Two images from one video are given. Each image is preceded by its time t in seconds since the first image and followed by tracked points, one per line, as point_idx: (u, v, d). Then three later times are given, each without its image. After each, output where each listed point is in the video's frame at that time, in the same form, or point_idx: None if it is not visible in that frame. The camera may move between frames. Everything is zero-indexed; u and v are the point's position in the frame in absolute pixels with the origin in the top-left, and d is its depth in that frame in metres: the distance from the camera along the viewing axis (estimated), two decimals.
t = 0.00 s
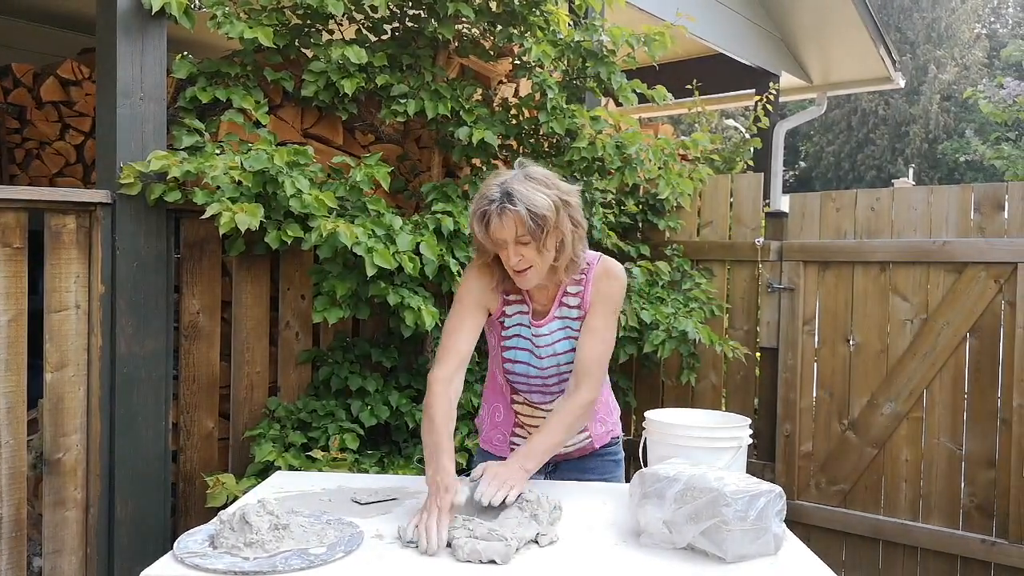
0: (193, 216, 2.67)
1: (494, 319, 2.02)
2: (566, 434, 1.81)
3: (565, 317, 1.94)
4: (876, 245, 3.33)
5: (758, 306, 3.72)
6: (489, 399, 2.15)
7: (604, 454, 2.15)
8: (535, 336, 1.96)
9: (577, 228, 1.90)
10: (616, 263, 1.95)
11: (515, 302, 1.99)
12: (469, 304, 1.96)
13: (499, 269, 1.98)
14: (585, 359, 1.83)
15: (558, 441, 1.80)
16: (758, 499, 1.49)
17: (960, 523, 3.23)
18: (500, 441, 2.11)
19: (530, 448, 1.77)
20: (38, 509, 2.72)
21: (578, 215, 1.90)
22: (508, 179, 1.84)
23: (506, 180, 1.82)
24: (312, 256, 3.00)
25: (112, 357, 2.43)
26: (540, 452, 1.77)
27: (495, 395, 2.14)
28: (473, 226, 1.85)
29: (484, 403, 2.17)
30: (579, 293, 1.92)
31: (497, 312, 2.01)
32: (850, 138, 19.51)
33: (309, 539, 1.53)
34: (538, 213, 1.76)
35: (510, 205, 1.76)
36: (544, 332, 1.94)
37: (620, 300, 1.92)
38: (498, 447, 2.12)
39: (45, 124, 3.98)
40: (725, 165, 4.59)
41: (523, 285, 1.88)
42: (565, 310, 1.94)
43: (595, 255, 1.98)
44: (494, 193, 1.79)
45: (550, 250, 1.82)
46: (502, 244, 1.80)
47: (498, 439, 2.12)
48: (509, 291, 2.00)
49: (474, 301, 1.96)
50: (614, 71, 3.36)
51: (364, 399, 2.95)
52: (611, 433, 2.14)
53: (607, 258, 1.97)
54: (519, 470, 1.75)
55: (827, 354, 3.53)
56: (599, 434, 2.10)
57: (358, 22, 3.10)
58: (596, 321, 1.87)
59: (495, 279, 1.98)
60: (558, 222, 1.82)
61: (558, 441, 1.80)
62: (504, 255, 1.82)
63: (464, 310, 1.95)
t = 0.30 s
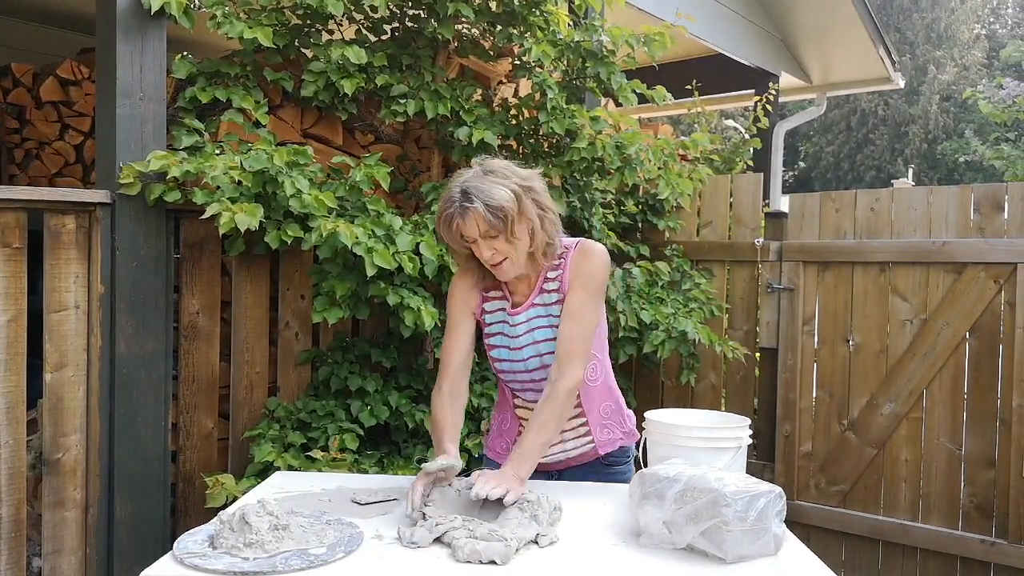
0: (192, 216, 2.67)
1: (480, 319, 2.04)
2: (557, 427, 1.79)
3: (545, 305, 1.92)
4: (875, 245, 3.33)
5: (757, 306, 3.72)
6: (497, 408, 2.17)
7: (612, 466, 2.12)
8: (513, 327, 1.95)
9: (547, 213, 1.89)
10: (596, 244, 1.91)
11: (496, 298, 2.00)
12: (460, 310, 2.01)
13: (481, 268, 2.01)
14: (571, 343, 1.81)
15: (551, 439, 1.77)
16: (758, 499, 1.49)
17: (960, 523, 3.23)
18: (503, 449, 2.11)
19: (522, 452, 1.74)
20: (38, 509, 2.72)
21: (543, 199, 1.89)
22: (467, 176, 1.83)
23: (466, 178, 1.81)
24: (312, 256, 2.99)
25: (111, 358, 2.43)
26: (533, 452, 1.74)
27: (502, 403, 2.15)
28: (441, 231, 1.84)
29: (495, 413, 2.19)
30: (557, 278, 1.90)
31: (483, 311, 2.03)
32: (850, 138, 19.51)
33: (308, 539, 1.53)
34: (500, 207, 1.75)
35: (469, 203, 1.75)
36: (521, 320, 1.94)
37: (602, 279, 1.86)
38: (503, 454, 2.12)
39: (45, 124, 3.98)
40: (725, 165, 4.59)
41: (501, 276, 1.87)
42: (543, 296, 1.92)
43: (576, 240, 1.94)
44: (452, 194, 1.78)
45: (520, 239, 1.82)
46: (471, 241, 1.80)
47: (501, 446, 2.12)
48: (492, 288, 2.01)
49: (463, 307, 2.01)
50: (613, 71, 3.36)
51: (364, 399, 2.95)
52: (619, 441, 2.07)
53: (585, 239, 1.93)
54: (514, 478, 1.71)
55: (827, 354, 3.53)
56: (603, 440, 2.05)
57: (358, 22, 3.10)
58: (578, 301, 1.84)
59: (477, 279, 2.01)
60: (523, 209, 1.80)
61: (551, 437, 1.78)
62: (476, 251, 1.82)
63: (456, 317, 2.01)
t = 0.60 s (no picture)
0: (192, 217, 2.67)
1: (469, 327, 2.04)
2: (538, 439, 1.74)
3: (529, 314, 1.91)
4: (874, 246, 3.33)
5: (756, 306, 3.72)
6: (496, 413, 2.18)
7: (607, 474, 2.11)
8: (497, 335, 1.95)
9: (528, 222, 1.83)
10: (579, 250, 1.87)
11: (482, 307, 1.99)
12: (451, 319, 2.04)
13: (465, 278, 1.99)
14: (554, 353, 1.77)
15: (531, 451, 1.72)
16: (756, 499, 1.49)
17: (959, 523, 3.23)
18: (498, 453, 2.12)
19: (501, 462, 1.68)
20: (37, 509, 2.72)
21: (523, 209, 1.84)
22: (444, 196, 1.79)
23: (443, 198, 1.77)
24: (311, 256, 2.99)
25: (110, 358, 2.43)
26: (511, 467, 1.68)
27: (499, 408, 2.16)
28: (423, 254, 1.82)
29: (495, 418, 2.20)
30: (540, 288, 1.88)
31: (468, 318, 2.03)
32: (848, 139, 19.51)
33: (307, 540, 1.53)
34: (478, 229, 1.71)
35: (446, 228, 1.72)
36: (505, 329, 1.93)
37: (585, 288, 1.83)
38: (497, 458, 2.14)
39: (44, 124, 3.97)
40: (724, 165, 4.59)
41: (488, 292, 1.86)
42: (528, 305, 1.90)
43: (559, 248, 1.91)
44: (430, 217, 1.75)
45: (504, 256, 1.78)
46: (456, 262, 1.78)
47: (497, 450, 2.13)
48: (479, 298, 2.01)
49: (454, 316, 2.03)
50: (612, 72, 3.36)
51: (363, 399, 2.94)
52: (612, 452, 2.06)
53: (568, 245, 1.89)
54: (491, 492, 1.63)
55: (826, 354, 3.53)
56: (595, 451, 2.04)
57: (357, 22, 3.09)
58: (560, 310, 1.79)
59: (464, 288, 2.01)
60: (503, 226, 1.76)
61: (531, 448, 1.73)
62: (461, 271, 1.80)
63: (449, 326, 2.04)
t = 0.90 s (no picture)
0: (190, 217, 2.66)
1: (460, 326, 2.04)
2: (514, 459, 1.70)
3: (512, 324, 1.89)
4: (873, 245, 3.33)
5: (755, 306, 3.72)
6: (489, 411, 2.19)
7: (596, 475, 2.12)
8: (480, 341, 1.95)
9: (518, 229, 1.81)
10: (564, 264, 1.82)
11: (471, 309, 1.99)
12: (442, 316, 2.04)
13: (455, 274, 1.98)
14: (529, 368, 1.74)
15: (508, 471, 1.69)
16: (755, 499, 1.49)
17: (958, 523, 3.23)
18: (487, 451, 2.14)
19: (479, 484, 1.64)
20: (34, 509, 2.72)
21: (514, 213, 1.81)
22: (436, 188, 1.77)
23: (434, 192, 1.75)
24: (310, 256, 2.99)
25: (107, 358, 2.42)
26: (487, 490, 1.64)
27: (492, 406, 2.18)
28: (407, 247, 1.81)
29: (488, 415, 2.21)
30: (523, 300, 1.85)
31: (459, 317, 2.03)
32: (848, 139, 19.52)
33: (305, 540, 1.53)
34: (463, 228, 1.69)
35: (432, 223, 1.70)
36: (489, 336, 1.93)
37: (566, 303, 1.78)
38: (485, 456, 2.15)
39: (43, 124, 3.97)
40: (723, 165, 4.59)
41: (471, 294, 1.85)
42: (511, 315, 1.88)
43: (549, 257, 1.85)
44: (418, 209, 1.73)
45: (487, 258, 1.77)
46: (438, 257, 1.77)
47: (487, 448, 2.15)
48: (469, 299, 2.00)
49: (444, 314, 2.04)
50: (611, 72, 3.36)
51: (362, 399, 2.94)
52: (594, 464, 2.02)
53: (557, 257, 1.85)
54: (468, 513, 1.59)
55: (825, 354, 3.53)
56: (577, 462, 2.01)
57: (355, 22, 3.10)
58: (538, 327, 1.76)
59: (455, 286, 2.01)
60: (490, 229, 1.74)
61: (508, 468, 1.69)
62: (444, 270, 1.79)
63: (440, 323, 2.05)
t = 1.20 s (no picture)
0: (189, 217, 2.66)
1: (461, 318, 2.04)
2: (531, 448, 1.71)
3: (521, 319, 1.90)
4: (873, 245, 3.33)
5: (755, 306, 3.72)
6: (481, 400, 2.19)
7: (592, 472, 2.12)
8: (486, 333, 1.94)
9: (535, 222, 1.87)
10: (576, 260, 1.88)
11: (476, 301, 2.00)
12: (444, 304, 2.02)
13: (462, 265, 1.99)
14: (548, 359, 1.77)
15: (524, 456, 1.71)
16: (755, 499, 1.49)
17: (958, 523, 3.23)
18: (481, 442, 2.14)
19: (457, 486, 1.62)
20: (33, 510, 2.71)
21: (533, 207, 1.87)
22: (460, 171, 1.81)
23: (459, 173, 1.79)
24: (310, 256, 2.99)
25: (107, 357, 2.42)
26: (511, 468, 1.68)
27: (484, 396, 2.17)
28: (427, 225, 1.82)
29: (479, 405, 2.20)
30: (533, 295, 1.88)
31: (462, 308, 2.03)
32: (847, 139, 19.53)
33: (305, 540, 1.53)
34: (490, 207, 1.73)
35: (460, 198, 1.73)
36: (495, 330, 1.92)
37: (578, 299, 1.83)
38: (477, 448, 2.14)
39: (42, 123, 3.97)
40: (723, 165, 4.59)
41: (484, 282, 1.84)
42: (520, 310, 1.90)
43: (558, 254, 1.91)
44: (443, 188, 1.76)
45: (505, 246, 1.79)
46: (457, 239, 1.78)
47: (480, 438, 2.14)
48: (474, 291, 2.01)
49: (447, 300, 2.02)
50: (611, 72, 3.36)
51: (362, 399, 2.94)
52: (589, 454, 2.04)
53: (566, 254, 1.91)
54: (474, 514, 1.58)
55: (825, 354, 3.53)
56: (572, 453, 2.02)
57: (355, 22, 3.10)
58: (554, 321, 1.81)
59: (459, 276, 2.02)
60: (513, 214, 1.78)
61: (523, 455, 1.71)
62: (460, 251, 1.79)
63: (441, 310, 2.02)
